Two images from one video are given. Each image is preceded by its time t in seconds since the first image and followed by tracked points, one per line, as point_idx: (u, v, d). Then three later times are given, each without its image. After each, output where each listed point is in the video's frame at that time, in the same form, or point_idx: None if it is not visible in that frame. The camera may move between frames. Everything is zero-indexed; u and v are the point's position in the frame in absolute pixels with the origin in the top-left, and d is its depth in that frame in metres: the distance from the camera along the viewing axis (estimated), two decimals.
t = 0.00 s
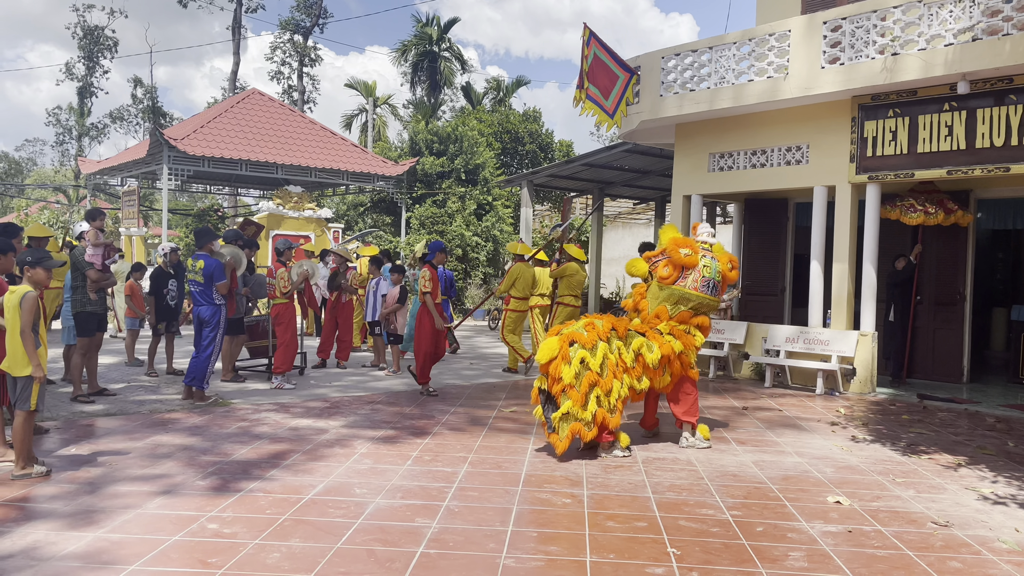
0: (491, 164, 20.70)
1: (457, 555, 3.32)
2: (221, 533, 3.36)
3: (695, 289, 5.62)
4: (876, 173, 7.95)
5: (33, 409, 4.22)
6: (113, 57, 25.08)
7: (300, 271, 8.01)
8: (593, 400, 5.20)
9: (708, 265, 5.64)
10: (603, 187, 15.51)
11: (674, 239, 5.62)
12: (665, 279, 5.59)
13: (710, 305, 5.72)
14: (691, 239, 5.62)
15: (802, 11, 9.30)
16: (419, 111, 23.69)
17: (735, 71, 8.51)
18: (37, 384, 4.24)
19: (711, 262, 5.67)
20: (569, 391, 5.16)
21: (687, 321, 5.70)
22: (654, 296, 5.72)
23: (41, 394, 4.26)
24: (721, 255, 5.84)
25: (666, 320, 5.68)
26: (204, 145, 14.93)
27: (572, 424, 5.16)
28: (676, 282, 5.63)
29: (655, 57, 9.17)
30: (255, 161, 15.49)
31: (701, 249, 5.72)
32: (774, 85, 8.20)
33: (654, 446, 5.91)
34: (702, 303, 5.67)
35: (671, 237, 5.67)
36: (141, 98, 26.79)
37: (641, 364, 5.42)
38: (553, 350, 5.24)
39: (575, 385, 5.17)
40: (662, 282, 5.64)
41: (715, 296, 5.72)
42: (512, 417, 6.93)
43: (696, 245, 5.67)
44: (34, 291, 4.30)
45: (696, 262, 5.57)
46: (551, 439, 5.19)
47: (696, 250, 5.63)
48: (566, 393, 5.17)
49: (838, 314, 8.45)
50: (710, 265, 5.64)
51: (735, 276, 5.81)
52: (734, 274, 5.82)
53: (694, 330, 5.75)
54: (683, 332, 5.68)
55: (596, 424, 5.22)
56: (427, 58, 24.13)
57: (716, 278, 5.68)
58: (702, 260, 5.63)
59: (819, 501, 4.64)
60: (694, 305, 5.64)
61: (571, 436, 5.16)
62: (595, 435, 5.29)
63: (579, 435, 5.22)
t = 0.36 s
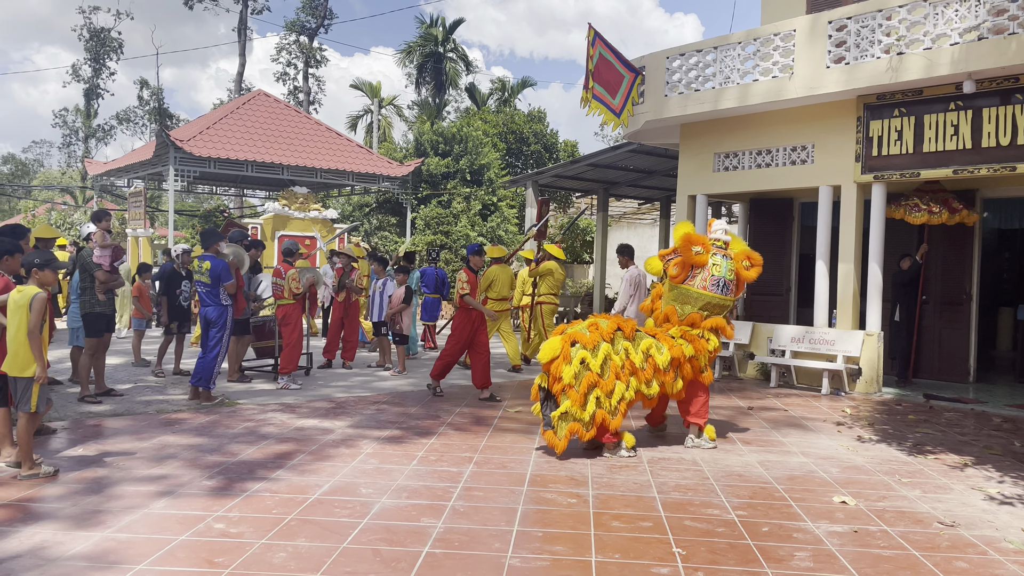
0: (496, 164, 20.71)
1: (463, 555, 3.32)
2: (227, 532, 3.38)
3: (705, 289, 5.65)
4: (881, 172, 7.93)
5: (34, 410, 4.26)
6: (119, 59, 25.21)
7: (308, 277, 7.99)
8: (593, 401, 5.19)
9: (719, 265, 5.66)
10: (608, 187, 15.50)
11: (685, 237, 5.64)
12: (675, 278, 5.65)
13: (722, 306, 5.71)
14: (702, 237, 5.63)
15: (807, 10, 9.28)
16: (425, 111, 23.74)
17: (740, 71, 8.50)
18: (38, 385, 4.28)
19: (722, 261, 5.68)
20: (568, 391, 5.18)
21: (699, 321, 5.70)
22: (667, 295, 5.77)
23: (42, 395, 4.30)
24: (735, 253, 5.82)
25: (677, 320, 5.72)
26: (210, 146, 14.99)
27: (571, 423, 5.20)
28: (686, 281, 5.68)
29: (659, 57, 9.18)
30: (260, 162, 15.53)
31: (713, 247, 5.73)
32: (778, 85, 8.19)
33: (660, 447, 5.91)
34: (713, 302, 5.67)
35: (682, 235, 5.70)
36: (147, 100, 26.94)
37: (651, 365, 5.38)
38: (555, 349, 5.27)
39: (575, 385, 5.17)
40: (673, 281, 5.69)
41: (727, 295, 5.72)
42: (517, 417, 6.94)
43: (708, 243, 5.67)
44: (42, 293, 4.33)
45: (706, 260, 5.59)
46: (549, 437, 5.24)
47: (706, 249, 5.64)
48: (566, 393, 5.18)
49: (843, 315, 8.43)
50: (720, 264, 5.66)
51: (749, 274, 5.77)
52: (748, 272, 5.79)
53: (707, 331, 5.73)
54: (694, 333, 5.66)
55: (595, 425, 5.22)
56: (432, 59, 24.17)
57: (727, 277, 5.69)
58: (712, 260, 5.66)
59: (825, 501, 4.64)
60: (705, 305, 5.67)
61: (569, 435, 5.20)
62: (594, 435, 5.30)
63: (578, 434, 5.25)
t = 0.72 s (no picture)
0: (499, 165, 20.71)
1: (465, 556, 3.32)
2: (229, 533, 3.38)
3: (695, 292, 5.65)
4: (884, 172, 7.91)
5: (32, 411, 4.32)
6: (122, 61, 25.24)
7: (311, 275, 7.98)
8: (596, 402, 5.18)
9: (710, 267, 5.63)
10: (611, 188, 15.48)
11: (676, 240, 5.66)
12: (668, 281, 5.68)
13: (715, 309, 5.70)
14: (694, 240, 5.64)
15: (809, 10, 9.27)
16: (427, 113, 23.75)
17: (742, 71, 8.49)
18: (34, 386, 4.32)
19: (715, 263, 5.64)
20: (570, 391, 5.17)
21: (695, 324, 5.67)
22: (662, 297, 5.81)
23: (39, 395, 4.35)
24: (730, 254, 5.77)
25: (672, 323, 5.72)
26: (213, 148, 15.02)
27: (572, 424, 5.19)
28: (679, 284, 5.69)
29: (662, 58, 9.17)
30: (263, 164, 15.54)
31: (707, 249, 5.69)
32: (780, 85, 8.18)
33: (663, 447, 5.91)
34: (705, 305, 5.66)
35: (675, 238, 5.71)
36: (150, 101, 26.98)
37: (655, 367, 5.36)
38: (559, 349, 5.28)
39: (578, 385, 5.17)
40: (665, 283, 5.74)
41: (720, 298, 5.68)
42: (519, 418, 6.94)
43: (700, 246, 5.67)
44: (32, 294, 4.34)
45: (697, 263, 5.60)
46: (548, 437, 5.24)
47: (699, 251, 5.65)
48: (568, 394, 5.18)
49: (846, 315, 8.41)
50: (712, 267, 5.63)
51: (744, 276, 5.73)
52: (743, 274, 5.75)
53: (706, 334, 5.69)
54: (692, 338, 5.64)
55: (597, 426, 5.21)
56: (434, 60, 24.19)
57: (720, 279, 5.65)
58: (705, 262, 5.63)
59: (827, 502, 4.63)
60: (697, 307, 5.67)
61: (570, 435, 5.21)
62: (597, 437, 5.29)
63: (579, 435, 5.25)
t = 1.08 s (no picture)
0: (497, 166, 20.71)
1: (462, 557, 3.31)
2: (226, 535, 3.37)
3: (692, 289, 5.64)
4: (881, 174, 7.93)
5: (20, 412, 4.24)
6: (118, 61, 25.19)
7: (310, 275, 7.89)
8: (598, 402, 5.18)
9: (707, 265, 5.62)
10: (608, 189, 15.48)
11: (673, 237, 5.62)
12: (664, 279, 5.65)
13: (710, 307, 5.71)
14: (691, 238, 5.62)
15: (806, 12, 9.29)
16: (425, 114, 23.76)
17: (739, 73, 8.50)
18: (19, 386, 4.24)
19: (711, 262, 5.64)
20: (572, 393, 5.16)
21: (691, 322, 5.70)
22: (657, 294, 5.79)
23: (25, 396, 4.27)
24: (726, 253, 5.78)
25: (668, 320, 5.70)
26: (210, 149, 15.00)
27: (575, 425, 5.17)
28: (675, 282, 5.67)
29: (660, 59, 9.18)
30: (261, 164, 15.52)
31: (703, 248, 5.69)
32: (778, 86, 8.20)
33: (660, 448, 5.91)
34: (702, 303, 5.68)
35: (672, 237, 5.71)
36: (147, 102, 26.94)
37: (650, 365, 5.41)
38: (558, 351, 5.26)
39: (580, 386, 5.16)
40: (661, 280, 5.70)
41: (716, 296, 5.69)
42: (517, 419, 6.93)
43: (696, 244, 5.66)
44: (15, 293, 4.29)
45: (694, 261, 5.58)
46: (552, 439, 5.19)
47: (695, 249, 5.63)
48: (570, 395, 5.17)
49: (844, 316, 8.42)
50: (709, 265, 5.62)
51: (738, 275, 5.75)
52: (737, 272, 5.77)
53: (701, 331, 5.71)
54: (688, 334, 5.67)
55: (600, 427, 5.22)
56: (432, 61, 24.20)
57: (717, 277, 5.66)
58: (701, 260, 5.62)
59: (825, 503, 4.64)
60: (693, 305, 5.68)
61: (574, 437, 5.17)
62: (599, 437, 5.29)
63: (583, 436, 5.22)
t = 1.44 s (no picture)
0: (492, 167, 20.71)
1: (455, 558, 3.31)
2: (219, 536, 3.35)
3: (683, 291, 5.66)
4: (875, 175, 7.96)
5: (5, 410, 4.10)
6: (112, 60, 25.11)
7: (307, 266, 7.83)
8: (590, 402, 5.20)
9: (699, 266, 5.62)
10: (604, 190, 15.50)
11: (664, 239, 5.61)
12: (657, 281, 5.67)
13: (702, 307, 5.73)
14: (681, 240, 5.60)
15: (800, 13, 9.32)
16: (420, 114, 23.74)
17: (734, 74, 8.53)
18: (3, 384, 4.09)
19: (701, 262, 5.64)
20: (565, 392, 5.15)
21: (683, 323, 5.71)
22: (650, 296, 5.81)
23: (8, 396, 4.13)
24: (718, 252, 5.76)
25: (660, 321, 5.72)
26: (204, 148, 14.97)
27: (569, 425, 5.18)
28: (666, 283, 5.67)
29: (654, 60, 9.19)
30: (255, 164, 15.48)
31: (693, 248, 5.69)
32: (772, 88, 8.22)
33: (654, 449, 5.92)
34: (694, 304, 5.70)
35: (662, 238, 5.71)
36: (141, 102, 26.87)
37: (643, 365, 5.42)
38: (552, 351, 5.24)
39: (574, 386, 5.15)
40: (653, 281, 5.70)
41: (708, 296, 5.71)
42: (511, 420, 6.93)
43: (686, 245, 5.66)
44: None
45: (684, 262, 5.58)
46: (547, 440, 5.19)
47: (686, 250, 5.63)
48: (563, 395, 5.16)
49: (837, 316, 8.44)
50: (699, 266, 5.62)
51: (730, 274, 5.74)
52: (729, 271, 5.77)
53: (694, 332, 5.74)
54: (680, 335, 5.68)
55: (593, 426, 5.23)
56: (427, 62, 24.19)
57: (708, 278, 5.66)
58: (692, 261, 5.63)
59: (818, 503, 4.65)
60: (686, 307, 5.70)
61: (568, 437, 5.17)
62: (592, 436, 5.31)
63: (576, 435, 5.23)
